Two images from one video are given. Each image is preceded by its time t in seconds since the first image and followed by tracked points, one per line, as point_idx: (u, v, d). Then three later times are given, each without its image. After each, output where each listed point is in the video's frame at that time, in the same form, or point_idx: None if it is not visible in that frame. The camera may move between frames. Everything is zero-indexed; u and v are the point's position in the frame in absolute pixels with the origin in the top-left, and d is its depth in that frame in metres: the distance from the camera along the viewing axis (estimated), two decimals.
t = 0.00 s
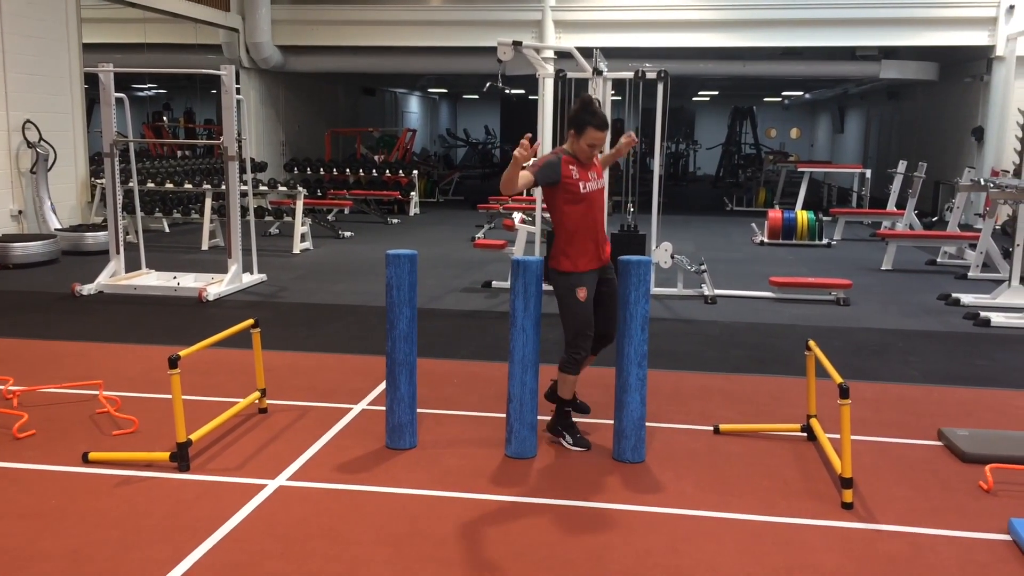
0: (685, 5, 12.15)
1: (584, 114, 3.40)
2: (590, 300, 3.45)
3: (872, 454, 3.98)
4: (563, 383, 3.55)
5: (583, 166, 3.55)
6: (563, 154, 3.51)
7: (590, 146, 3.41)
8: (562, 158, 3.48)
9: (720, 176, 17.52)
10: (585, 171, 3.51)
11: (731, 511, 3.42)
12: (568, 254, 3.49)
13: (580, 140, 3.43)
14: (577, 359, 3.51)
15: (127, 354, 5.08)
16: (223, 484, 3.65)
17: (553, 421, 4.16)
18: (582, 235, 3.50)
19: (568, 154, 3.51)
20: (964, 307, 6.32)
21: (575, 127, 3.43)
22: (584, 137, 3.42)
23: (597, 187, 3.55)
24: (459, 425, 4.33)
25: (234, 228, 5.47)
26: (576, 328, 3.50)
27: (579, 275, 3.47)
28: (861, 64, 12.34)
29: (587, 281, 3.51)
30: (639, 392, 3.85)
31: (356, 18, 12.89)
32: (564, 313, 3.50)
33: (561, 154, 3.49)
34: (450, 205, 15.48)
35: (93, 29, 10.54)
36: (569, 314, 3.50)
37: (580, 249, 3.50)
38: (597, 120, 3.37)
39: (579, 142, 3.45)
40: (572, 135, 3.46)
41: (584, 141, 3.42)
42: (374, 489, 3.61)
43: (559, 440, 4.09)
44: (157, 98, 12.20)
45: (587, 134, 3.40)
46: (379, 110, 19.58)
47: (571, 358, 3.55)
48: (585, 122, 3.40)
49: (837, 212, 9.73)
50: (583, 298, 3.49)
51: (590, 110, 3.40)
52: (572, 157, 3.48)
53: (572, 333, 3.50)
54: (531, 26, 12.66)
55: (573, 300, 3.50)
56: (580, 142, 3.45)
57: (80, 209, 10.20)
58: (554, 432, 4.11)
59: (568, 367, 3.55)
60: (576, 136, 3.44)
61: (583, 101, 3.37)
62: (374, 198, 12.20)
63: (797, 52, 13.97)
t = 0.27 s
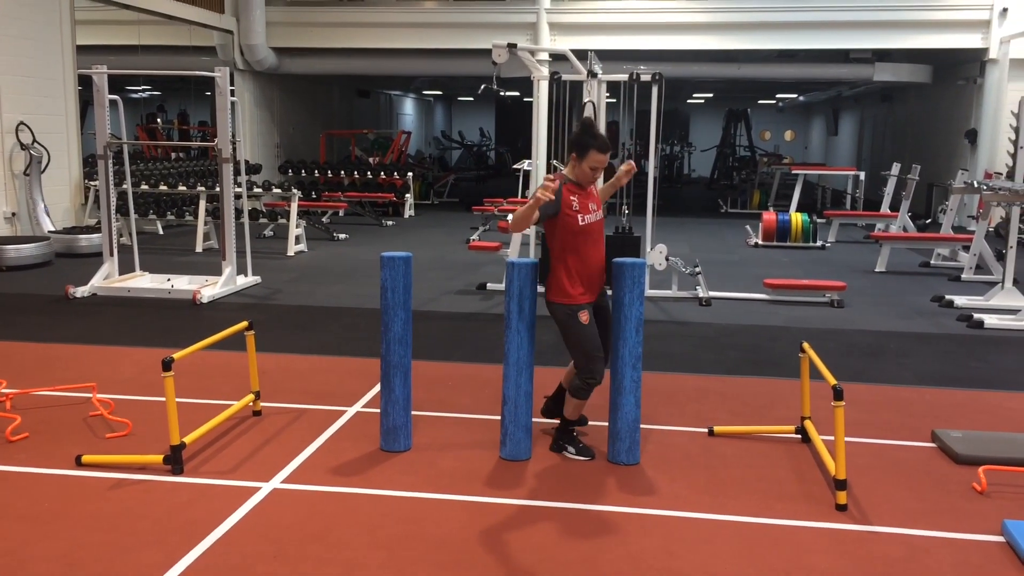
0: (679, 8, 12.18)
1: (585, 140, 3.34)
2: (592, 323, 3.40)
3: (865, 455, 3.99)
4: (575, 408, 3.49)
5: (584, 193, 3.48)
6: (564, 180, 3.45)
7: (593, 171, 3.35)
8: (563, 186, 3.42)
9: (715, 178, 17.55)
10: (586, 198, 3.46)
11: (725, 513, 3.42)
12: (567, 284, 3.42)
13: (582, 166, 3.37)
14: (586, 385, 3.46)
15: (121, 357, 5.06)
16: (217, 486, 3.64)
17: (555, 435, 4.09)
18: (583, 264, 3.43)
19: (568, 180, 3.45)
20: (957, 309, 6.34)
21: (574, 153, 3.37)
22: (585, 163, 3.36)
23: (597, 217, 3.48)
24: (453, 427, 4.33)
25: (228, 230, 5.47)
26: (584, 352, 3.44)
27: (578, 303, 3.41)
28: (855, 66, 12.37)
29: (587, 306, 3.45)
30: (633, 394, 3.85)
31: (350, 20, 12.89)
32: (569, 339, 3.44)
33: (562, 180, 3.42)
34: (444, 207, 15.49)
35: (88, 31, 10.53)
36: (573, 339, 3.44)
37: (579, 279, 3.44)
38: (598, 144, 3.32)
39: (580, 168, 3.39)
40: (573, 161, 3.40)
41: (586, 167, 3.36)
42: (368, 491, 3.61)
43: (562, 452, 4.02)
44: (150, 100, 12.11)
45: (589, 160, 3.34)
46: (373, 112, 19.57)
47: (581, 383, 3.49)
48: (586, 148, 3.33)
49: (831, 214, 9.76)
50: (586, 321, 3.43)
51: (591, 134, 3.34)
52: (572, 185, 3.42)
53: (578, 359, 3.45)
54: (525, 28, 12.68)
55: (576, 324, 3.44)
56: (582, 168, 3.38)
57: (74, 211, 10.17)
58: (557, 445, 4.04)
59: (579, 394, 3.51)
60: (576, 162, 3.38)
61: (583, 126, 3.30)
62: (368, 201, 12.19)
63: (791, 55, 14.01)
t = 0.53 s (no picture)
0: (665, 11, 12.23)
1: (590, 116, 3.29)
2: (581, 308, 3.35)
3: (851, 456, 4.01)
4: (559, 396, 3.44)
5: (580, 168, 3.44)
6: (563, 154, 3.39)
7: (595, 149, 3.32)
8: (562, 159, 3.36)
9: (702, 180, 17.61)
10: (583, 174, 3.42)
11: (712, 514, 3.43)
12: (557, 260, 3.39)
13: (584, 142, 3.33)
14: (569, 370, 3.42)
15: (106, 360, 5.03)
16: (203, 489, 3.63)
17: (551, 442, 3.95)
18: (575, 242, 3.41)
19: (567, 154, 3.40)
20: (942, 310, 6.38)
21: (578, 128, 3.32)
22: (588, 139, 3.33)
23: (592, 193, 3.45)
24: (440, 430, 4.32)
25: (215, 232, 5.45)
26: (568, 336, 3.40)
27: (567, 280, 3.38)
28: (840, 69, 12.44)
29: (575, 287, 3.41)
30: (620, 396, 3.85)
31: (338, 22, 12.86)
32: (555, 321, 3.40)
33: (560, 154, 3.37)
34: (432, 209, 15.47)
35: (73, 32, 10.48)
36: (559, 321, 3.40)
37: (573, 253, 3.40)
38: (602, 122, 3.28)
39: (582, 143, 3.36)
40: (574, 135, 3.35)
41: (589, 143, 3.32)
42: (355, 494, 3.60)
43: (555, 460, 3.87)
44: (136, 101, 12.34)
45: (592, 137, 3.30)
46: (361, 114, 19.54)
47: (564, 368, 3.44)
48: (590, 124, 3.29)
49: (817, 217, 9.81)
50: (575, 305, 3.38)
51: (597, 111, 3.29)
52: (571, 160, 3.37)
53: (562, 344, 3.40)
54: (512, 30, 12.70)
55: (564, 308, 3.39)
56: (584, 143, 3.34)
57: (59, 213, 10.12)
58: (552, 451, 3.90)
59: (563, 379, 3.47)
60: (579, 137, 3.33)
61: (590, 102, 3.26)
62: (355, 203, 12.17)
63: (777, 58, 14.08)
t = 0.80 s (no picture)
0: (646, 14, 12.28)
1: (580, 139, 3.24)
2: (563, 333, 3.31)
3: (829, 457, 4.03)
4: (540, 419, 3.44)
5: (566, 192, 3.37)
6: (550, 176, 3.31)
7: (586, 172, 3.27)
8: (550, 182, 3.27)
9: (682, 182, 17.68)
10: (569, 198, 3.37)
11: (691, 516, 3.44)
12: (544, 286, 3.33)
13: (573, 165, 3.28)
14: (552, 397, 3.42)
15: (81, 363, 4.98)
16: (180, 493, 3.59)
17: (527, 453, 3.93)
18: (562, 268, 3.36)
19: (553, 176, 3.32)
20: (918, 313, 6.45)
21: (568, 150, 3.26)
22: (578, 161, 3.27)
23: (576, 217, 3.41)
24: (421, 432, 4.31)
25: (193, 233, 5.41)
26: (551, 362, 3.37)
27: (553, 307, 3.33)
28: (819, 73, 12.53)
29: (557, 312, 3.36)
30: (601, 398, 3.85)
31: (319, 23, 12.81)
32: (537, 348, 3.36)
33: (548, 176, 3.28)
34: (413, 211, 15.44)
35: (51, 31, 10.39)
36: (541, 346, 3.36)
37: (559, 279, 3.35)
38: (593, 146, 3.25)
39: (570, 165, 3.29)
40: (563, 158, 3.28)
41: (579, 166, 3.28)
42: (334, 497, 3.58)
43: (533, 471, 3.83)
44: (113, 101, 12.20)
45: (583, 160, 3.26)
46: (342, 115, 19.48)
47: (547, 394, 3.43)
48: (582, 147, 3.24)
49: (796, 219, 9.88)
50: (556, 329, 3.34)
51: (587, 135, 3.26)
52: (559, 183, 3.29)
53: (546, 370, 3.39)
54: (494, 32, 12.72)
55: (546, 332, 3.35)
56: (573, 166, 3.29)
57: (35, 214, 10.00)
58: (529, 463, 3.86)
59: (545, 403, 3.46)
60: (568, 159, 3.27)
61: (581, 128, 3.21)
62: (336, 204, 12.13)
63: (756, 61, 14.19)
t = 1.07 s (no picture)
0: (630, 12, 12.31)
1: (572, 122, 2.99)
2: (541, 325, 3.14)
3: (811, 454, 4.06)
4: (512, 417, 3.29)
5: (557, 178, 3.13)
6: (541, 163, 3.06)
7: (579, 158, 3.03)
8: (540, 169, 3.03)
9: (667, 181, 17.73)
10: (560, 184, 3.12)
11: (675, 513, 3.46)
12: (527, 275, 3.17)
13: (567, 152, 3.03)
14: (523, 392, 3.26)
15: (62, 362, 4.94)
16: (163, 493, 3.57)
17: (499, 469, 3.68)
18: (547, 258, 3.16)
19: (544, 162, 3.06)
20: (900, 310, 6.50)
21: (561, 135, 3.01)
22: (572, 147, 3.03)
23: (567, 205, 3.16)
24: (405, 431, 4.30)
25: (175, 231, 5.38)
26: (526, 354, 3.21)
27: (539, 298, 3.16)
28: (802, 72, 12.59)
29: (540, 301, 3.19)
30: (585, 396, 3.85)
31: (304, 20, 12.75)
32: (513, 337, 3.21)
33: (536, 163, 3.02)
34: (397, 209, 15.42)
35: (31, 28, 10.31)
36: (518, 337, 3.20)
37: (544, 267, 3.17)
38: (588, 130, 3.00)
39: (561, 152, 3.04)
40: (554, 144, 3.03)
41: (572, 152, 3.03)
42: (318, 496, 3.57)
43: (506, 488, 3.61)
44: (95, 98, 12.18)
45: (577, 145, 3.02)
46: (325, 112, 19.41)
47: (519, 391, 3.27)
48: (575, 131, 3.00)
49: (780, 218, 9.93)
50: (535, 320, 3.18)
51: (579, 117, 3.00)
52: (549, 171, 3.05)
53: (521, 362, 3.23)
54: (478, 30, 12.72)
55: (526, 322, 3.18)
56: (566, 153, 3.03)
57: (16, 212, 9.91)
58: (501, 479, 3.62)
59: (518, 401, 3.30)
60: (562, 146, 3.02)
61: (574, 109, 2.95)
62: (320, 202, 12.10)
63: (740, 61, 14.23)
